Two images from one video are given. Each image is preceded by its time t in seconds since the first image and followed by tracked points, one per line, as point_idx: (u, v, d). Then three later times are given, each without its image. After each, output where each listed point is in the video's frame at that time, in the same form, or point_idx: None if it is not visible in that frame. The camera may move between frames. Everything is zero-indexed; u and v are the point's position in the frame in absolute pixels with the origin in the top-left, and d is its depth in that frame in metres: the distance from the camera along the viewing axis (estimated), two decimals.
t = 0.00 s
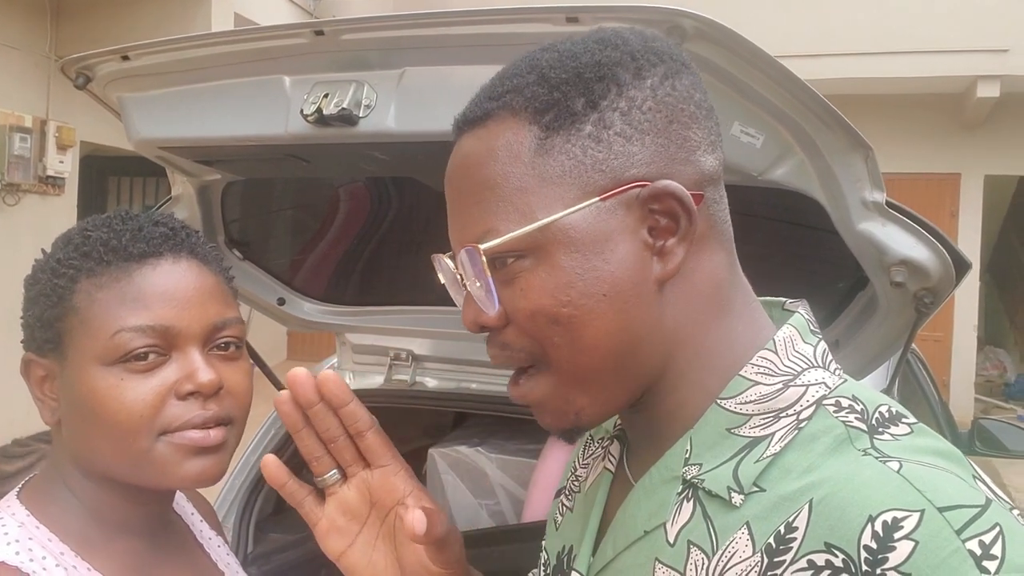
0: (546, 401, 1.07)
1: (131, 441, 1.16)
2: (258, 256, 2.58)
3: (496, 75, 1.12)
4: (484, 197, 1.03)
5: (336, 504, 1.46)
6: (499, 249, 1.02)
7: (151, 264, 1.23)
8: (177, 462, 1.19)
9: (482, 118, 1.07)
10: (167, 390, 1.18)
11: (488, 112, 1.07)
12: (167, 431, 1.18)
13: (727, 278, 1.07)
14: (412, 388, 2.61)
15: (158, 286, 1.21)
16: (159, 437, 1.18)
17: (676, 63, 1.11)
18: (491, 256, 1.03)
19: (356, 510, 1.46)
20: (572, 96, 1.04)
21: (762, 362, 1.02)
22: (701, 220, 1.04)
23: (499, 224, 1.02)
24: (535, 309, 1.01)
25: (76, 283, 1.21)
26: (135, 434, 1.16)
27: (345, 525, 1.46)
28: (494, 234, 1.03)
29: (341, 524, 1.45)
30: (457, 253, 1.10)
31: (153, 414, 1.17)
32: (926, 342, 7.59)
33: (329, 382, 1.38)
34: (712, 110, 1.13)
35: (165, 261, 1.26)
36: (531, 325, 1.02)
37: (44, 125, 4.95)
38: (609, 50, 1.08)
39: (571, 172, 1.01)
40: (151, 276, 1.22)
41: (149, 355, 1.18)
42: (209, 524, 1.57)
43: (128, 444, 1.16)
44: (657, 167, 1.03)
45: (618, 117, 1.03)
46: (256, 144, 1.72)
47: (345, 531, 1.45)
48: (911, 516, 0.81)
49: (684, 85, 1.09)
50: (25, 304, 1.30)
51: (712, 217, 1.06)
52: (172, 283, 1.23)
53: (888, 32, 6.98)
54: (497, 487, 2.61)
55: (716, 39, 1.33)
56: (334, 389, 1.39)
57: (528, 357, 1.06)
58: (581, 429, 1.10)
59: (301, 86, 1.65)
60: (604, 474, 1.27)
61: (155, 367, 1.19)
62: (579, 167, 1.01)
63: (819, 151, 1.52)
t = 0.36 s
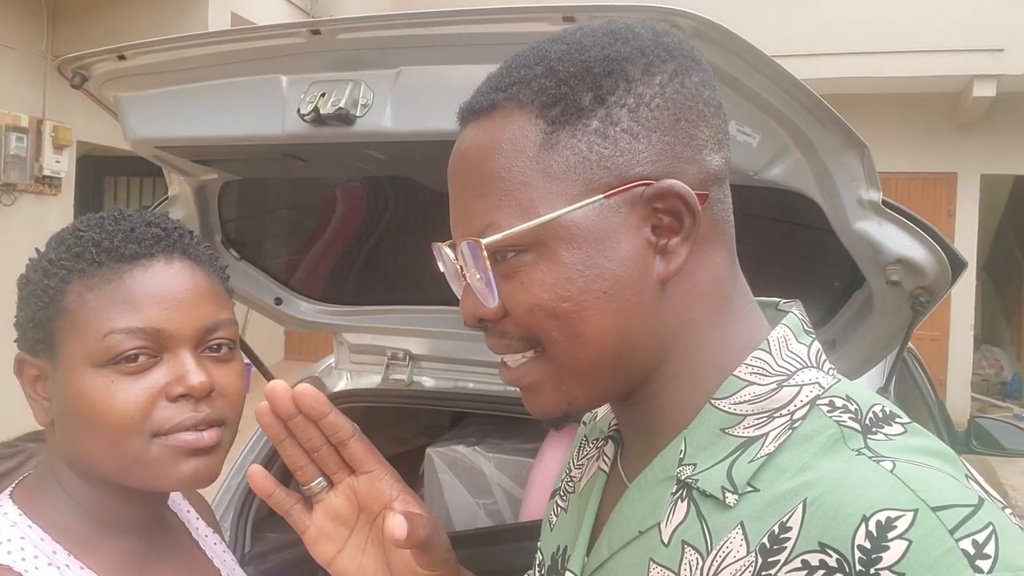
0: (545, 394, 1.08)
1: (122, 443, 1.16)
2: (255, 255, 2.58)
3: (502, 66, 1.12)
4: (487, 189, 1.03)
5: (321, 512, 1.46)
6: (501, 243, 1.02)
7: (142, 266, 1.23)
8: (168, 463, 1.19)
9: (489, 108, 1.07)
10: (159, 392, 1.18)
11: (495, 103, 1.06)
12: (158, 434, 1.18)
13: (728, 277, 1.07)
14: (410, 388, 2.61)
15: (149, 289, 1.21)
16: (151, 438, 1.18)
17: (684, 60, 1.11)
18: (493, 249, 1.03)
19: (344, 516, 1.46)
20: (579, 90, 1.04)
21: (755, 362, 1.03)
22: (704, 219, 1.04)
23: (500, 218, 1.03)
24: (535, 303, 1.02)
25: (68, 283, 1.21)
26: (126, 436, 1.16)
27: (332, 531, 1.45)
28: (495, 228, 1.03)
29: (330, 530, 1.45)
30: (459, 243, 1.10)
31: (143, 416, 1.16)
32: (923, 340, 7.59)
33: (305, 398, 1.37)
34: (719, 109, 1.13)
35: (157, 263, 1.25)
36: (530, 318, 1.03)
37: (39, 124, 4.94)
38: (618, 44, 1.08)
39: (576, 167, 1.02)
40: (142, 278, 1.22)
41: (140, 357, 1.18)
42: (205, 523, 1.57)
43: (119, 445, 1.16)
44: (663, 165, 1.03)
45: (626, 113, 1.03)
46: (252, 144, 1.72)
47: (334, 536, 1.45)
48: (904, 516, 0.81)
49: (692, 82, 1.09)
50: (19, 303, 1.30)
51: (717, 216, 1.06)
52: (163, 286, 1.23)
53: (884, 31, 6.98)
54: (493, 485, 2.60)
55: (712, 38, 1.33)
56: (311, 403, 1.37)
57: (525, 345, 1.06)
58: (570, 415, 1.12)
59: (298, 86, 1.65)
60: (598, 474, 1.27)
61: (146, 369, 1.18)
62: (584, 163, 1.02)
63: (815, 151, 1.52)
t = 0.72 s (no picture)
0: (540, 404, 1.07)
1: (119, 449, 1.16)
2: (254, 257, 2.57)
3: (502, 71, 1.12)
4: (486, 195, 1.03)
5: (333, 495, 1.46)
6: (499, 250, 1.02)
7: (142, 273, 1.23)
8: (165, 471, 1.19)
9: (488, 113, 1.07)
10: (157, 400, 1.17)
11: (494, 109, 1.06)
12: (155, 442, 1.18)
13: (726, 286, 1.07)
14: (411, 389, 2.62)
15: (148, 296, 1.21)
16: (147, 445, 1.17)
17: (684, 67, 1.11)
18: (489, 257, 1.03)
19: (355, 500, 1.46)
20: (578, 97, 1.04)
21: (761, 364, 1.03)
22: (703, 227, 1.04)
23: (503, 221, 1.02)
24: (533, 311, 1.02)
25: (67, 290, 1.21)
26: (124, 443, 1.16)
27: (343, 514, 1.46)
28: (493, 236, 1.03)
29: (340, 514, 1.46)
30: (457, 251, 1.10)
31: (141, 424, 1.16)
32: (921, 340, 7.61)
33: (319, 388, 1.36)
34: (718, 117, 1.13)
35: (157, 270, 1.25)
36: (528, 326, 1.03)
37: (37, 125, 4.93)
38: (618, 51, 1.08)
39: (575, 175, 1.01)
40: (142, 285, 1.21)
41: (139, 365, 1.18)
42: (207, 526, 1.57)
43: (117, 452, 1.16)
44: (662, 173, 1.03)
45: (625, 121, 1.03)
46: (253, 145, 1.72)
47: (344, 520, 1.45)
48: (910, 518, 0.81)
49: (692, 90, 1.09)
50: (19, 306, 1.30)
51: (714, 223, 1.06)
52: (162, 293, 1.22)
53: (883, 32, 6.98)
54: (494, 486, 2.61)
55: (715, 40, 1.33)
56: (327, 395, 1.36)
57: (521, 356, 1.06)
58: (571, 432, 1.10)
59: (300, 88, 1.65)
60: (603, 477, 1.27)
61: (145, 377, 1.18)
62: (583, 170, 1.01)
63: (818, 152, 1.52)
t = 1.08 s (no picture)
0: (550, 390, 1.07)
1: (122, 451, 1.16)
2: (256, 255, 2.57)
3: (517, 63, 1.12)
4: (499, 183, 1.03)
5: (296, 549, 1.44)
6: (510, 239, 1.02)
7: (146, 274, 1.22)
8: (167, 473, 1.19)
9: (503, 102, 1.07)
10: (159, 403, 1.17)
11: (509, 99, 1.06)
12: (157, 445, 1.17)
13: (738, 279, 1.07)
14: (412, 388, 2.60)
15: (152, 296, 1.21)
16: (151, 450, 1.17)
17: (699, 60, 1.10)
18: (501, 245, 1.03)
19: (320, 550, 1.46)
20: (593, 89, 1.04)
21: (768, 362, 1.02)
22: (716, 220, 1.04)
23: (517, 210, 1.02)
24: (544, 298, 1.01)
25: (72, 291, 1.21)
26: (125, 446, 1.15)
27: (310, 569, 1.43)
28: (505, 224, 1.03)
29: (308, 568, 1.43)
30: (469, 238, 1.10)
31: (143, 428, 1.15)
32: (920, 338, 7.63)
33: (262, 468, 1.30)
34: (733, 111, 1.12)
35: (161, 272, 1.24)
36: (538, 314, 1.02)
37: (36, 124, 4.93)
38: (633, 44, 1.08)
39: (587, 165, 1.01)
40: (146, 286, 1.21)
41: (144, 366, 1.18)
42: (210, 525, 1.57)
43: (119, 454, 1.16)
44: (676, 164, 1.03)
45: (639, 112, 1.03)
46: (258, 143, 1.72)
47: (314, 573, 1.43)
48: (919, 516, 0.81)
49: (707, 83, 1.09)
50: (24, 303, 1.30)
51: (727, 216, 1.06)
52: (167, 294, 1.22)
53: (884, 31, 6.98)
54: (495, 484, 2.60)
55: (727, 38, 1.33)
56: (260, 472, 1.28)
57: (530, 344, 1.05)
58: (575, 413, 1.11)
59: (305, 85, 1.64)
60: (609, 475, 1.27)
61: (149, 379, 1.18)
62: (596, 161, 1.01)
63: (824, 150, 1.52)
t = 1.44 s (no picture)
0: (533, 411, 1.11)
1: (118, 452, 1.15)
2: (249, 258, 2.57)
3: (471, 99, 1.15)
4: (453, 226, 1.08)
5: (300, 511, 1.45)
6: (463, 276, 1.07)
7: (148, 280, 1.22)
8: (161, 475, 1.18)
9: (450, 147, 1.11)
10: (156, 405, 1.16)
11: (455, 142, 1.10)
12: (152, 445, 1.17)
13: (704, 288, 1.05)
14: (405, 391, 2.59)
15: (154, 301, 1.20)
16: (147, 449, 1.17)
17: (634, 71, 1.08)
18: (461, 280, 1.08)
19: (323, 515, 1.45)
20: (521, 122, 1.05)
21: (762, 367, 1.02)
22: (663, 234, 1.02)
23: (486, 238, 1.05)
24: (501, 329, 1.05)
25: (74, 292, 1.21)
26: (122, 447, 1.16)
27: (309, 531, 1.44)
28: (459, 263, 1.08)
29: (306, 530, 1.44)
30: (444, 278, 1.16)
31: (139, 429, 1.15)
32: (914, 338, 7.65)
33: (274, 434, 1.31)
34: (684, 113, 1.09)
35: (163, 277, 1.24)
36: (502, 344, 1.06)
37: (31, 125, 4.91)
38: (559, 69, 1.07)
39: (522, 198, 1.03)
40: (148, 291, 1.21)
41: (144, 369, 1.18)
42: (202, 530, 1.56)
43: (115, 455, 1.16)
44: (610, 185, 1.01)
45: (566, 139, 1.03)
46: (249, 147, 1.71)
47: (311, 536, 1.44)
48: (911, 523, 0.81)
49: (639, 94, 1.06)
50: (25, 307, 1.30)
51: (680, 223, 1.04)
52: (168, 300, 1.22)
53: (878, 32, 6.99)
54: (491, 487, 2.60)
55: (716, 43, 1.33)
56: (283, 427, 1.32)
57: (504, 375, 1.10)
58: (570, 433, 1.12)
59: (296, 90, 1.64)
60: (604, 478, 1.27)
61: (148, 382, 1.17)
62: (528, 193, 1.03)
63: (815, 152, 1.52)
